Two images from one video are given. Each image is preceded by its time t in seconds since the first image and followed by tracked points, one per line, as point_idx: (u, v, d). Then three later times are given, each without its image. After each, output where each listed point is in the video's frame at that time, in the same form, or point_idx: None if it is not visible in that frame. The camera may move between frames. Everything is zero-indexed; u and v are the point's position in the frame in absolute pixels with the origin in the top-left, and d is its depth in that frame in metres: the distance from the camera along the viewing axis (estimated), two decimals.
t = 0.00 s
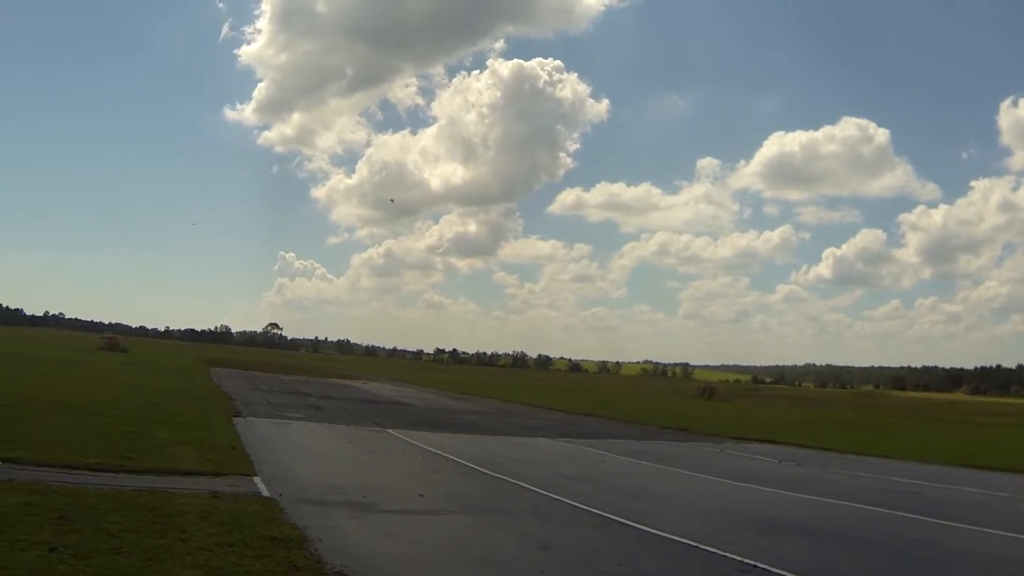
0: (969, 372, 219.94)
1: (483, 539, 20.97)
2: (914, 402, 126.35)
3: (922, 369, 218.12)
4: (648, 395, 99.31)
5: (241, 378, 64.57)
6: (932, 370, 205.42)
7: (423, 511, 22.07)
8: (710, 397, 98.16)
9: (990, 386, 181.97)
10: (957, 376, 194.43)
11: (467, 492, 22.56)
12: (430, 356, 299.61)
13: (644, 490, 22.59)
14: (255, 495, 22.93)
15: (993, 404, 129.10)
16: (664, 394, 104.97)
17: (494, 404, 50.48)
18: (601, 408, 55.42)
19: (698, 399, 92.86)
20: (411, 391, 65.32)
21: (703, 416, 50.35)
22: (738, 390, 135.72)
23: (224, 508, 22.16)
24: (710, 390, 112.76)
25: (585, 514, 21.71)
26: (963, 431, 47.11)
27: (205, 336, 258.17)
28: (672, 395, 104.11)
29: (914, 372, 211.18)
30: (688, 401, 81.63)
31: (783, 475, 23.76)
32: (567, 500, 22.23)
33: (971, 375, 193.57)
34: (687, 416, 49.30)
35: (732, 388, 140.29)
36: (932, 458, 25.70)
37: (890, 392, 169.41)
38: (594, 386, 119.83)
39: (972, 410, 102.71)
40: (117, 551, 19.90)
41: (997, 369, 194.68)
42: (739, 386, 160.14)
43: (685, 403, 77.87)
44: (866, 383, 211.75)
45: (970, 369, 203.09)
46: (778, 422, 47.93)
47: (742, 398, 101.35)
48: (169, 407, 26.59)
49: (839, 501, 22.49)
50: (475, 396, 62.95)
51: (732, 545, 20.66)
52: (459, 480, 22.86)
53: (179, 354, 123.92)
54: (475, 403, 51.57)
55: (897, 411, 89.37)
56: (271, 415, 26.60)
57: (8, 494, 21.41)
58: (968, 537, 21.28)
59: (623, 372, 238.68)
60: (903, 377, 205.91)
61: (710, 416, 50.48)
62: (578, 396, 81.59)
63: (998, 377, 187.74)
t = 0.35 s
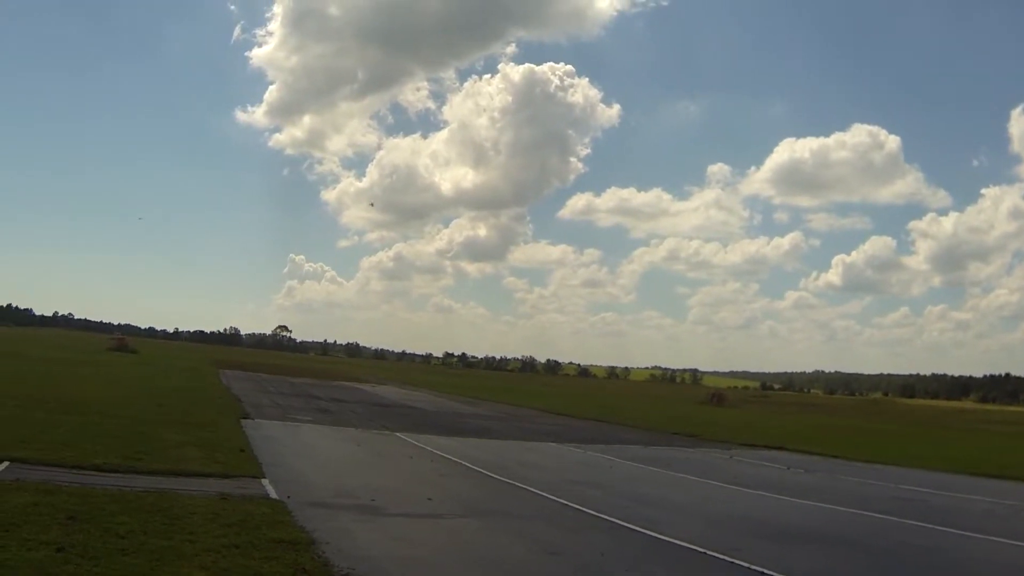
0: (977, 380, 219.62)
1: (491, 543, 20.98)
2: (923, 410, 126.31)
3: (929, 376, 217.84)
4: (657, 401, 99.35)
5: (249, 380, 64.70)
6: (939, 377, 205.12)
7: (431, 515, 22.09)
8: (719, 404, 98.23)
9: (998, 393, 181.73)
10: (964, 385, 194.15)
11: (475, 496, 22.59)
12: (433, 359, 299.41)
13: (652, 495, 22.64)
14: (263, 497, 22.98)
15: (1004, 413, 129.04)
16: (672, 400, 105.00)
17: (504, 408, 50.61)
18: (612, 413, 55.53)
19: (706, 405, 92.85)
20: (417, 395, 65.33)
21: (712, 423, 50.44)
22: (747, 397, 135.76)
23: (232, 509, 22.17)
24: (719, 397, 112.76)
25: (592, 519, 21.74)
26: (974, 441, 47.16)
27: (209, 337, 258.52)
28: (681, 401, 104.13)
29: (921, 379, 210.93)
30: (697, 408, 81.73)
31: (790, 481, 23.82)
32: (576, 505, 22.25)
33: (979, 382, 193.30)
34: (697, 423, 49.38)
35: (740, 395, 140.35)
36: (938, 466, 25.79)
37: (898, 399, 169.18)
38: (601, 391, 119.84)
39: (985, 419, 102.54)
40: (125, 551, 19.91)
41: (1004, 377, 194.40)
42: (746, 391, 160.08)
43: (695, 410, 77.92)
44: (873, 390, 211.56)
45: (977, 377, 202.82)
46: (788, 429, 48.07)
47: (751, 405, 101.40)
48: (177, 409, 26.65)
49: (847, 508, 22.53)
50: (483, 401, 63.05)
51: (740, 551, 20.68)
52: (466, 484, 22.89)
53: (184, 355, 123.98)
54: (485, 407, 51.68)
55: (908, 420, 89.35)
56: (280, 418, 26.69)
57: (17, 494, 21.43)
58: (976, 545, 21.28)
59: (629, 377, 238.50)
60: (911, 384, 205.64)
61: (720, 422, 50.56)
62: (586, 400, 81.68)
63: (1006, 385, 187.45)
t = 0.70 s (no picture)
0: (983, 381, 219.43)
1: (497, 540, 20.99)
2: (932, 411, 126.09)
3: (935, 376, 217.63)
4: (665, 399, 99.43)
5: (257, 375, 64.79)
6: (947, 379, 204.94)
7: (438, 511, 22.14)
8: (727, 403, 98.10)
9: (1005, 394, 181.48)
10: (971, 386, 193.93)
11: (481, 494, 22.63)
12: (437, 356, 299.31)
13: (659, 494, 22.69)
14: (270, 493, 23.01)
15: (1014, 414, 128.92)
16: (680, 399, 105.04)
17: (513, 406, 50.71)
18: (621, 411, 55.63)
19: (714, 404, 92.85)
20: (426, 392, 65.41)
21: (722, 421, 50.48)
22: (756, 396, 135.47)
23: (239, 505, 22.18)
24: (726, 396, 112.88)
25: (600, 518, 21.74)
26: (988, 442, 47.07)
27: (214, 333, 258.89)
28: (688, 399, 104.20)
29: (928, 381, 210.54)
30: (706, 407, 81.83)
31: (796, 481, 23.86)
32: (583, 504, 22.26)
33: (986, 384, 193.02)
34: (707, 421, 49.45)
35: (749, 394, 140.26)
36: (945, 467, 25.87)
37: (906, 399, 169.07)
38: (608, 390, 120.00)
39: (995, 421, 102.50)
40: (131, 546, 19.91)
41: (1011, 379, 194.10)
42: (754, 391, 160.14)
43: (704, 409, 77.93)
44: (880, 391, 211.43)
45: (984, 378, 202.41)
46: (798, 428, 48.10)
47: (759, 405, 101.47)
48: (184, 405, 26.67)
49: (854, 508, 22.57)
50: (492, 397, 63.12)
51: (746, 550, 20.71)
52: (473, 482, 22.93)
53: (190, 350, 124.05)
54: (495, 405, 51.76)
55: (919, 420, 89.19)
56: (287, 414, 26.81)
57: (24, 488, 21.45)
58: (982, 546, 21.28)
59: (635, 375, 238.57)
60: (920, 385, 205.76)
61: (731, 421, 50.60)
62: (594, 398, 81.76)
63: (1013, 387, 187.10)
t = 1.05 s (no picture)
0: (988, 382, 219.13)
1: (503, 539, 21.00)
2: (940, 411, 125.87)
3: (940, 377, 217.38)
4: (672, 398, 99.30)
5: (265, 372, 64.77)
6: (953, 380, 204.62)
7: (444, 509, 22.17)
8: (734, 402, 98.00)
9: (1011, 395, 181.11)
10: (977, 387, 193.66)
11: (487, 493, 22.64)
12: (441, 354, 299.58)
13: (664, 494, 22.70)
14: (275, 491, 23.03)
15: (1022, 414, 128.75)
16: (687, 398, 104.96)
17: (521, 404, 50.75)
18: (630, 410, 55.58)
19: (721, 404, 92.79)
20: (432, 390, 65.43)
21: (731, 421, 50.48)
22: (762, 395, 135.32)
23: (245, 503, 22.19)
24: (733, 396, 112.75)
25: (606, 517, 21.74)
26: (998, 442, 46.94)
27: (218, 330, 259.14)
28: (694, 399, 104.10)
29: (934, 381, 210.29)
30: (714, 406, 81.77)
31: (801, 481, 23.88)
32: (589, 503, 22.26)
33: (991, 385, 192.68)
34: (716, 420, 49.45)
35: (755, 394, 140.12)
36: (950, 467, 25.87)
37: (912, 399, 168.79)
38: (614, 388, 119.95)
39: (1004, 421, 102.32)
40: (137, 542, 19.91)
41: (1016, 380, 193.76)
42: (760, 390, 159.93)
43: (712, 408, 77.84)
44: (885, 391, 211.20)
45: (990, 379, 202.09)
46: (806, 428, 48.08)
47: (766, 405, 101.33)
48: (190, 403, 26.68)
49: (859, 509, 22.57)
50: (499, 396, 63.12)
51: (751, 550, 20.70)
52: (479, 480, 22.94)
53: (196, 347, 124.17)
54: (503, 403, 51.78)
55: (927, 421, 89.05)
56: (292, 411, 26.86)
57: (30, 485, 21.47)
58: (987, 547, 21.26)
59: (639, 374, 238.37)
60: (926, 386, 205.44)
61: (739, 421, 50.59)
62: (601, 397, 81.75)
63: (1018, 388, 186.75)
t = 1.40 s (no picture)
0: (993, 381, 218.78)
1: (508, 535, 21.00)
2: (947, 409, 125.60)
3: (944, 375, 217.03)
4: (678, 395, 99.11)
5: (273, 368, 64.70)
6: (958, 378, 204.27)
7: (449, 506, 22.19)
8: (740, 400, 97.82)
9: (1017, 394, 180.76)
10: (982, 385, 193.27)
11: (492, 490, 22.64)
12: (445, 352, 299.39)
13: (669, 490, 22.70)
14: (281, 487, 23.05)
15: None
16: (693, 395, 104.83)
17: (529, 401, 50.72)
18: (637, 406, 55.55)
19: (727, 401, 92.65)
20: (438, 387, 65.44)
21: (739, 418, 50.38)
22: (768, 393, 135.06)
23: (250, 499, 22.20)
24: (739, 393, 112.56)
25: (610, 514, 21.74)
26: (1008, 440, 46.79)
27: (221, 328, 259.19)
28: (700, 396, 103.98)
29: (939, 379, 209.99)
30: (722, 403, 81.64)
31: (806, 478, 23.88)
32: (594, 500, 22.27)
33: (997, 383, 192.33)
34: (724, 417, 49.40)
35: (761, 391, 139.94)
36: (956, 465, 25.86)
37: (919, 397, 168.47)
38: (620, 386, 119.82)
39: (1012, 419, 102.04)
40: (143, 538, 19.92)
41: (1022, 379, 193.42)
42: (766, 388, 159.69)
43: (720, 405, 77.71)
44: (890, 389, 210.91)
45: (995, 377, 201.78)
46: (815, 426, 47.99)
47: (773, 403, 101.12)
48: (195, 400, 26.70)
49: (865, 507, 22.56)
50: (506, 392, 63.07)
51: (757, 547, 20.71)
52: (484, 476, 22.95)
53: (202, 344, 124.29)
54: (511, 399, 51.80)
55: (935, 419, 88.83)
56: (298, 408, 26.88)
57: (36, 481, 21.47)
58: (993, 545, 21.25)
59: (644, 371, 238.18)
60: (931, 384, 205.07)
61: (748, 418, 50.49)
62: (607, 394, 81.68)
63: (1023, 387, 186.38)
